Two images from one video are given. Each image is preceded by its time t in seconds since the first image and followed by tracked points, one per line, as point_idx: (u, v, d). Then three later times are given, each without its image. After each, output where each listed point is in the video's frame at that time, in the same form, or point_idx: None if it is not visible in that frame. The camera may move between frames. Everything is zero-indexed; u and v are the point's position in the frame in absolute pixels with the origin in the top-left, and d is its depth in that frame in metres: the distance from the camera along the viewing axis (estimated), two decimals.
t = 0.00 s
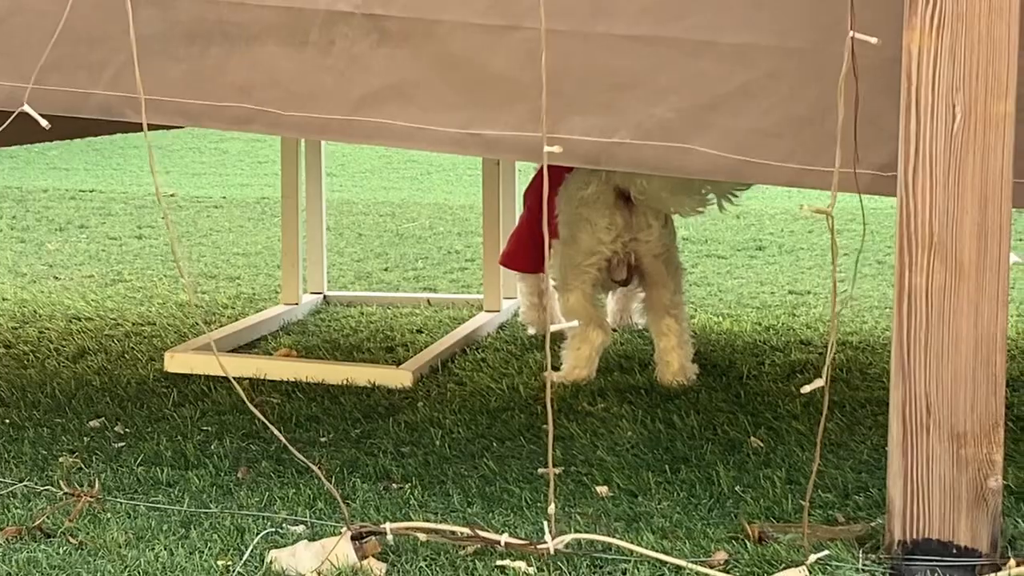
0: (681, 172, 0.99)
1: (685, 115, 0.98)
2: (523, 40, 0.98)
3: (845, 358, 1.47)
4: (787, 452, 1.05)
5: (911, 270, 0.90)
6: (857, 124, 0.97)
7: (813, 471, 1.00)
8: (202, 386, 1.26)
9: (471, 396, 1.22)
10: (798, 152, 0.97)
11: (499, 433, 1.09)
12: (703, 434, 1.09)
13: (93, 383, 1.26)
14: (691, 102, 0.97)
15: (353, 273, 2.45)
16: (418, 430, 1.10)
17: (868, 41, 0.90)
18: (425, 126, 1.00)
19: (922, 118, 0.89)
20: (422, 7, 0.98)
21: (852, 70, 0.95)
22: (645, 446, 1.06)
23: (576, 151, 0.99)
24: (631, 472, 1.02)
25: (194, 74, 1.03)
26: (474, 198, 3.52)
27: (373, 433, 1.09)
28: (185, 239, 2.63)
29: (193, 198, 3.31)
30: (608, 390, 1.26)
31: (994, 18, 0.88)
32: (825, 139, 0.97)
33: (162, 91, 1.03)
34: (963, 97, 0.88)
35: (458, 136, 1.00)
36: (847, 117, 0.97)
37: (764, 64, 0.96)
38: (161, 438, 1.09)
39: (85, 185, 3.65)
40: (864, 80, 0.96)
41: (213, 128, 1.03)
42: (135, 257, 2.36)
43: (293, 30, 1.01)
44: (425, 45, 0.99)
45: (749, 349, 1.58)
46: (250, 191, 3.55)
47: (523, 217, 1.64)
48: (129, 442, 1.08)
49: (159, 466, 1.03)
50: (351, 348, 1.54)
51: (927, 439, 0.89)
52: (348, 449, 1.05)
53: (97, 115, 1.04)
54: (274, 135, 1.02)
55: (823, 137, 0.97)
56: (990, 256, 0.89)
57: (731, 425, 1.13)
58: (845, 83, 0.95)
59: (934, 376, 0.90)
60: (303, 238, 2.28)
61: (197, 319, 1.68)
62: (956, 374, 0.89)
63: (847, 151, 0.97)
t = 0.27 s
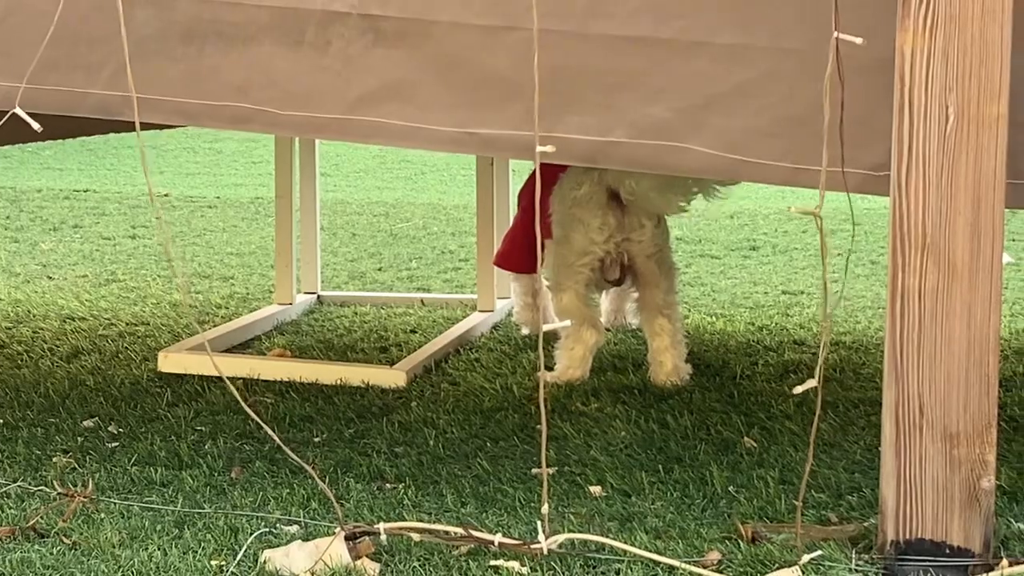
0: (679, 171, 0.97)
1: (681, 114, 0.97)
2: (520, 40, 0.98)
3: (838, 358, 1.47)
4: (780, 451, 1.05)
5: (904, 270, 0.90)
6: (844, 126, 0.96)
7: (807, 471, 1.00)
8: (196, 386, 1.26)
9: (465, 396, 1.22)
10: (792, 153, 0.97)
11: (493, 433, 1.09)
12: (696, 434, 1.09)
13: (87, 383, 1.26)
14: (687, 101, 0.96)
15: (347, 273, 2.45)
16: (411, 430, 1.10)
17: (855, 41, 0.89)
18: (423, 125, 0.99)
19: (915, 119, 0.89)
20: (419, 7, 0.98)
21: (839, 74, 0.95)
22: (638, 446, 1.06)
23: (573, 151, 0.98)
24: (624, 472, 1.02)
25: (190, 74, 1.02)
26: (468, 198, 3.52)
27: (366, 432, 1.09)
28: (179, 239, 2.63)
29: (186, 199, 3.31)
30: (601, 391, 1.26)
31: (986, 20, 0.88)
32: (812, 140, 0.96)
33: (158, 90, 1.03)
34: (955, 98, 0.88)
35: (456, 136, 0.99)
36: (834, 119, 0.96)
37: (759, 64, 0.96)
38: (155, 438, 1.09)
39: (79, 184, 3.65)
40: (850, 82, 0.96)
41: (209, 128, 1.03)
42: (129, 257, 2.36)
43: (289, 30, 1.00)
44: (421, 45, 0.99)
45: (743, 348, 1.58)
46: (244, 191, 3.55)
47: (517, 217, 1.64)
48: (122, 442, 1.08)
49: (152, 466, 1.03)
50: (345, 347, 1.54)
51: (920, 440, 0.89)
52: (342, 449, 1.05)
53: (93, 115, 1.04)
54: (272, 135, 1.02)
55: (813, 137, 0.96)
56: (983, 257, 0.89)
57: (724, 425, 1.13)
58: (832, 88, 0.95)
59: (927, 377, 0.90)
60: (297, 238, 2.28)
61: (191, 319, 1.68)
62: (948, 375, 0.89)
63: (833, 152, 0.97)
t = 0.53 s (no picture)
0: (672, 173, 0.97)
1: (674, 117, 0.97)
2: (516, 42, 0.97)
3: (830, 361, 1.47)
4: (773, 454, 1.05)
5: (897, 273, 0.90)
6: (829, 128, 0.97)
7: (800, 474, 1.00)
8: (189, 389, 1.25)
9: (457, 399, 1.22)
10: (785, 153, 0.97)
11: (486, 436, 1.09)
12: (689, 437, 1.09)
13: (79, 387, 1.25)
14: (681, 103, 0.96)
15: (341, 276, 2.45)
16: (404, 433, 1.10)
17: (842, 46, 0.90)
18: (420, 127, 0.98)
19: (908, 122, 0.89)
20: (414, 9, 0.97)
21: (824, 76, 0.95)
22: (631, 449, 1.06)
23: (568, 153, 0.98)
24: (617, 475, 1.02)
25: (184, 76, 1.01)
26: (461, 201, 3.51)
27: (359, 435, 1.09)
28: (172, 242, 2.62)
29: (178, 202, 3.30)
30: (595, 394, 1.26)
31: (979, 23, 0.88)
32: (800, 143, 0.96)
33: (152, 92, 1.02)
34: (948, 101, 0.88)
35: (452, 138, 0.98)
36: (819, 120, 0.96)
37: (753, 67, 0.95)
38: (147, 442, 1.09)
39: (73, 187, 3.64)
40: (837, 84, 0.96)
41: (204, 130, 1.02)
42: (122, 260, 2.35)
43: (284, 31, 0.99)
44: (417, 46, 0.98)
45: (735, 352, 1.58)
46: (237, 193, 3.54)
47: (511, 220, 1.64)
48: (115, 446, 1.08)
49: (145, 469, 1.03)
50: (338, 351, 1.54)
51: (912, 443, 0.89)
52: (334, 452, 1.05)
53: (87, 117, 1.03)
54: (266, 136, 1.01)
55: (804, 139, 0.96)
56: (975, 261, 0.89)
57: (718, 428, 1.13)
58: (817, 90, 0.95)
59: (919, 380, 0.90)
60: (290, 241, 2.27)
61: (184, 322, 1.67)
62: (941, 378, 0.89)
63: (817, 154, 0.97)
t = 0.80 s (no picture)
0: (666, 179, 0.98)
1: (668, 122, 0.97)
2: (510, 48, 0.97)
3: (825, 365, 1.47)
4: (767, 459, 1.05)
5: (890, 278, 0.90)
6: (837, 132, 0.97)
7: (794, 478, 1.00)
8: (183, 394, 1.25)
9: (452, 403, 1.22)
10: (778, 160, 0.97)
11: (480, 440, 1.09)
12: (683, 442, 1.09)
13: (73, 391, 1.25)
14: (675, 109, 0.97)
15: (336, 280, 2.45)
16: (399, 438, 1.10)
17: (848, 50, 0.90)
18: (413, 133, 0.99)
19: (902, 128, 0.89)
20: (408, 15, 0.97)
21: (833, 80, 0.95)
22: (626, 453, 1.06)
23: (561, 159, 0.99)
24: (612, 479, 1.02)
25: (178, 81, 1.02)
26: (456, 204, 3.52)
27: (354, 440, 1.09)
28: (166, 246, 2.62)
29: (173, 207, 3.30)
30: (589, 398, 1.26)
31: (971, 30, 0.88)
32: (804, 149, 0.97)
33: (145, 97, 1.02)
34: (941, 107, 0.88)
35: (446, 143, 0.99)
36: (828, 125, 0.97)
37: (747, 72, 0.96)
38: (142, 446, 1.09)
39: (67, 191, 3.63)
40: (847, 88, 0.97)
41: (197, 135, 1.02)
42: (116, 264, 2.35)
43: (278, 37, 0.99)
44: (411, 53, 0.98)
45: (730, 355, 1.58)
46: (233, 196, 3.54)
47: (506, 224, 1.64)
48: (109, 450, 1.08)
49: (139, 474, 1.03)
50: (332, 355, 1.54)
51: (906, 448, 0.89)
52: (329, 457, 1.05)
53: (82, 122, 1.03)
54: (260, 142, 1.01)
55: (803, 145, 0.97)
56: (969, 266, 0.89)
57: (712, 432, 1.13)
58: (825, 95, 0.95)
59: (913, 385, 0.90)
60: (285, 244, 2.27)
61: (178, 326, 1.67)
62: (934, 383, 0.90)
63: (827, 157, 0.98)
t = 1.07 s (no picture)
0: (658, 184, 0.98)
1: (660, 127, 0.98)
2: (503, 53, 0.97)
3: (820, 370, 1.47)
4: (762, 463, 1.05)
5: (884, 282, 0.90)
6: (828, 139, 0.97)
7: (788, 482, 1.00)
8: (178, 399, 1.25)
9: (446, 408, 1.22)
10: (767, 167, 0.98)
11: (475, 445, 1.09)
12: (677, 446, 1.09)
13: (67, 396, 1.25)
14: (667, 114, 0.97)
15: (330, 284, 2.45)
16: (393, 442, 1.10)
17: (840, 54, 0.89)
18: (406, 138, 0.99)
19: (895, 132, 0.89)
20: (401, 20, 0.98)
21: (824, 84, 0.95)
22: (620, 458, 1.06)
23: (553, 164, 0.99)
24: (606, 483, 1.02)
25: (172, 86, 1.02)
26: (451, 208, 3.52)
27: (348, 445, 1.09)
28: (161, 251, 2.62)
29: (167, 212, 3.30)
30: (584, 402, 1.26)
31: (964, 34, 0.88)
32: (794, 156, 0.97)
33: (139, 102, 1.02)
34: (934, 112, 0.88)
35: (438, 148, 0.99)
36: (819, 131, 0.97)
37: (739, 77, 0.96)
38: (136, 451, 1.09)
39: (62, 196, 3.63)
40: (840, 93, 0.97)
41: (191, 140, 1.02)
42: (111, 269, 2.35)
43: (272, 42, 1.00)
44: (404, 58, 0.99)
45: (724, 360, 1.58)
46: (228, 201, 3.54)
47: (500, 229, 1.65)
48: (103, 455, 1.08)
49: (133, 479, 1.03)
50: (327, 360, 1.54)
51: (900, 451, 0.89)
52: (323, 461, 1.05)
53: (76, 127, 1.03)
54: (253, 147, 1.01)
55: (793, 151, 0.97)
56: (962, 270, 0.89)
57: (706, 437, 1.13)
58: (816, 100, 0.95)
59: (907, 389, 0.90)
60: (279, 249, 2.27)
61: (172, 331, 1.67)
62: (928, 387, 0.90)
63: (818, 163, 0.98)
